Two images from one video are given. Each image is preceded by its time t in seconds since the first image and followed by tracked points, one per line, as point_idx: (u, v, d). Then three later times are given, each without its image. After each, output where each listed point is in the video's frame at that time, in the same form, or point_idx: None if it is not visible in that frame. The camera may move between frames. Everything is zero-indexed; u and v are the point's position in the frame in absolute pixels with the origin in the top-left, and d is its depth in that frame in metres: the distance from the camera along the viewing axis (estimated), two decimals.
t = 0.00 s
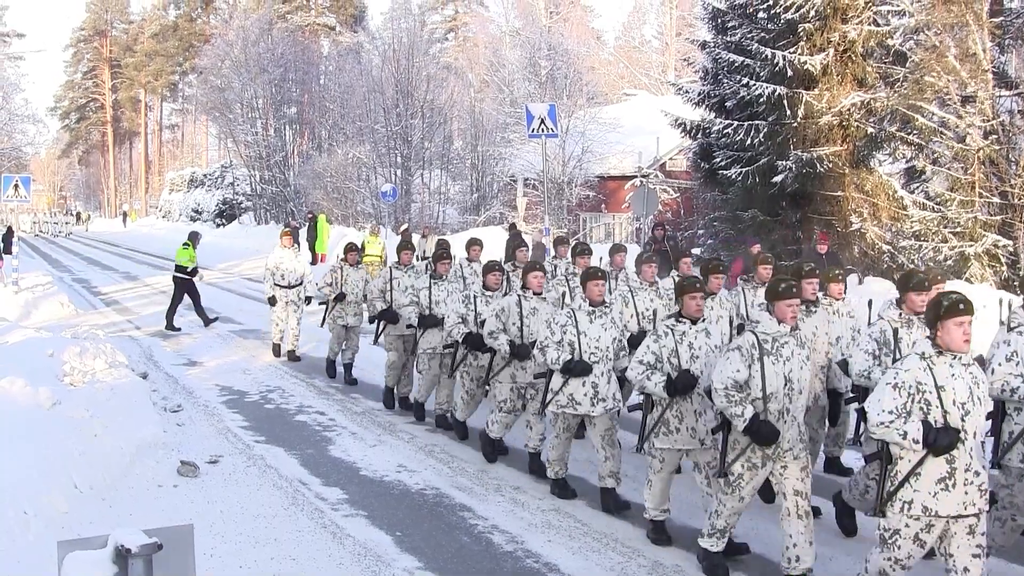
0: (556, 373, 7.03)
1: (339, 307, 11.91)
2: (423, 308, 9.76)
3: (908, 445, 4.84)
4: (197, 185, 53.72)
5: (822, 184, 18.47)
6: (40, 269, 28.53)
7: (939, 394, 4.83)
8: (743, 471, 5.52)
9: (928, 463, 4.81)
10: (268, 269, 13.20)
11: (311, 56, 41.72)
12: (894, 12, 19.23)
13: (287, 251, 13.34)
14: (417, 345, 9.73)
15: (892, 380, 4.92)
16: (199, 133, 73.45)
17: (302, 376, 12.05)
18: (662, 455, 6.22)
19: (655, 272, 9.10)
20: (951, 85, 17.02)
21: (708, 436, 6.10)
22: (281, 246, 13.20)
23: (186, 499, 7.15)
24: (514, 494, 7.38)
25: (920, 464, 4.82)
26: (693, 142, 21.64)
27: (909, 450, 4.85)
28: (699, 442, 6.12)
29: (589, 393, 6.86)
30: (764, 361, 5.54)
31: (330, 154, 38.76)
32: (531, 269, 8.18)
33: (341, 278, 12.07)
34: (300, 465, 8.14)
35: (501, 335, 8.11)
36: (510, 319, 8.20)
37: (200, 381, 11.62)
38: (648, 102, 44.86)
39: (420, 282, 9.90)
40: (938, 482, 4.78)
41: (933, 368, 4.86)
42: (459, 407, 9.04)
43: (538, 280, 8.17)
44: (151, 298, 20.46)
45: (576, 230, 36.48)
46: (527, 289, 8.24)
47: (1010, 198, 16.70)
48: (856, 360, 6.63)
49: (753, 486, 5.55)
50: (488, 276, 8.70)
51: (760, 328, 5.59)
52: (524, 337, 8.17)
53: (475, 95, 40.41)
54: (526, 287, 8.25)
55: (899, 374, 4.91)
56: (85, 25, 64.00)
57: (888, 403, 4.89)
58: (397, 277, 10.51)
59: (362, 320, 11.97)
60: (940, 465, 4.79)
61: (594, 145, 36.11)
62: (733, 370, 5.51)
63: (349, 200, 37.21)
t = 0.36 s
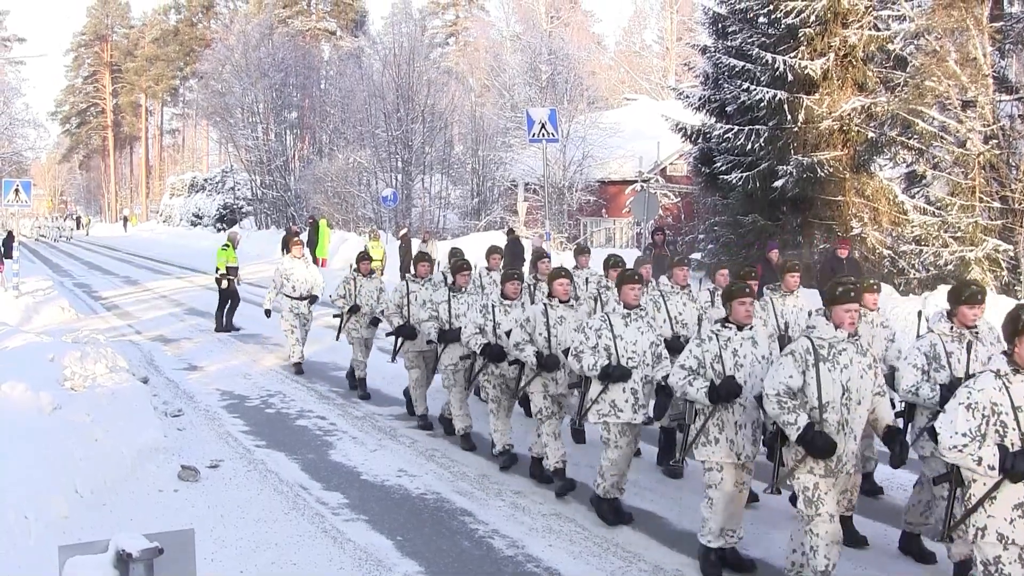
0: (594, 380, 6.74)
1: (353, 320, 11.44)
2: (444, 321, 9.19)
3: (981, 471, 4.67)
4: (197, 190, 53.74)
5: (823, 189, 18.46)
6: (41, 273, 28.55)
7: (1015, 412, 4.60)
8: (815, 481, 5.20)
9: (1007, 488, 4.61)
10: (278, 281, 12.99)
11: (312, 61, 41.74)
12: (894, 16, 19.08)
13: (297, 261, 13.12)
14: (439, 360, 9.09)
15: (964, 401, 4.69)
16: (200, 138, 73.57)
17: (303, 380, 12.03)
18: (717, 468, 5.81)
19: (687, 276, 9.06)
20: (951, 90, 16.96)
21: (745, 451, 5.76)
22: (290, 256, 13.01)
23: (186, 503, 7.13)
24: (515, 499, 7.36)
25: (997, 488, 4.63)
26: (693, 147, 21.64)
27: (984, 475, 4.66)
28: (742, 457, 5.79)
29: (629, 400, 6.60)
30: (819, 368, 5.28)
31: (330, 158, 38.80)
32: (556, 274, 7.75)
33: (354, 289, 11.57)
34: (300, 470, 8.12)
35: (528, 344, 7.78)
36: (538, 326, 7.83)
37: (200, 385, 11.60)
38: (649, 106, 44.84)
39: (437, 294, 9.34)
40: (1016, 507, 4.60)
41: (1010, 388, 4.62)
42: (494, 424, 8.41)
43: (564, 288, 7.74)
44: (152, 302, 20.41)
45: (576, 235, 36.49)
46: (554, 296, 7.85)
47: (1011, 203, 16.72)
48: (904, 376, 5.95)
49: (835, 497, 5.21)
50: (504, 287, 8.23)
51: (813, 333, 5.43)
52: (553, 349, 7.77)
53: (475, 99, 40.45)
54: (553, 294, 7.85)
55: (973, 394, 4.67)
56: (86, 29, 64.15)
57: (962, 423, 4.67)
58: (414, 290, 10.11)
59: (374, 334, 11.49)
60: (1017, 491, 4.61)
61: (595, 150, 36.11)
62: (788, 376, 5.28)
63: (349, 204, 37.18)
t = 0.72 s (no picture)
0: (626, 399, 6.24)
1: (371, 326, 10.91)
2: (463, 327, 9.03)
3: None
4: (197, 194, 53.78)
5: (823, 190, 18.50)
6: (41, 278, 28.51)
7: None
8: (862, 508, 4.92)
9: None
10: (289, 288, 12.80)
11: (312, 64, 41.75)
12: (892, 17, 19.15)
13: (309, 267, 12.88)
14: (456, 367, 8.90)
15: None
16: (200, 142, 73.61)
17: (303, 383, 12.01)
18: (763, 491, 5.36)
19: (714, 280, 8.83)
20: (950, 90, 16.93)
21: (795, 471, 5.32)
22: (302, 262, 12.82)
23: (187, 506, 7.12)
24: (516, 501, 7.36)
25: None
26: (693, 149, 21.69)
27: None
28: (787, 477, 5.32)
29: (665, 418, 6.09)
30: (879, 377, 4.96)
31: (330, 162, 38.85)
32: (584, 277, 7.24)
33: (371, 294, 10.97)
34: (301, 473, 8.12)
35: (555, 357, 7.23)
36: (564, 335, 7.34)
37: (201, 389, 11.60)
38: (649, 108, 44.87)
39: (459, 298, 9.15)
40: None
41: None
42: (502, 436, 8.19)
43: (593, 289, 7.23)
44: (152, 307, 20.38)
45: (577, 237, 36.45)
46: (582, 301, 7.35)
47: (1011, 203, 16.74)
48: (960, 385, 5.72)
49: (878, 524, 4.93)
50: (524, 290, 7.98)
51: (871, 340, 5.04)
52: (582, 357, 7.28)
53: (475, 102, 40.48)
54: (581, 299, 7.37)
55: None
56: (86, 34, 64.25)
57: None
58: (437, 297, 9.38)
59: (397, 338, 10.91)
60: None
61: (595, 152, 36.11)
62: (848, 389, 4.92)
63: (350, 208, 37.17)
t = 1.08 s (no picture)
0: (662, 415, 5.96)
1: (389, 327, 10.67)
2: (485, 331, 8.60)
3: None
4: (195, 195, 53.77)
5: (821, 192, 18.44)
6: (38, 279, 28.46)
7: None
8: (936, 537, 4.74)
9: None
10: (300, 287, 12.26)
11: (310, 65, 41.71)
12: (890, 19, 19.25)
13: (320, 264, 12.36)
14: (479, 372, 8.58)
15: None
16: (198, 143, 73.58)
17: (302, 385, 11.96)
18: (789, 514, 5.21)
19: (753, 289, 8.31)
20: (948, 92, 16.94)
21: (846, 493, 5.09)
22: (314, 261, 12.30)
23: (185, 508, 7.10)
24: (514, 503, 7.34)
25: None
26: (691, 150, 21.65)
27: None
28: (834, 502, 5.09)
29: (703, 439, 5.78)
30: (953, 397, 4.77)
31: (328, 163, 38.88)
32: (620, 285, 6.80)
33: (390, 294, 10.87)
34: (299, 475, 8.10)
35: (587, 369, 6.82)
36: (597, 345, 6.93)
37: (198, 390, 11.57)
38: (647, 110, 44.89)
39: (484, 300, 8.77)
40: None
41: None
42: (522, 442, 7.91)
43: (629, 298, 6.80)
44: (151, 308, 20.35)
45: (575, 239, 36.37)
46: (616, 309, 6.95)
47: (1009, 205, 16.80)
48: None
49: (954, 558, 4.72)
50: (557, 295, 7.60)
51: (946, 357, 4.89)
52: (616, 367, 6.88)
53: (473, 103, 40.51)
54: (615, 308, 6.96)
55: None
56: (84, 35, 64.32)
57: None
58: (456, 297, 9.28)
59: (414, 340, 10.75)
60: None
61: (593, 154, 36.12)
62: (916, 409, 4.79)
63: (348, 209, 37.14)
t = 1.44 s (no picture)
0: (704, 420, 5.67)
1: (404, 336, 9.93)
2: (502, 339, 8.19)
3: None
4: (193, 195, 53.74)
5: (818, 191, 18.48)
6: (36, 280, 28.47)
7: None
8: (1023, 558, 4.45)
9: None
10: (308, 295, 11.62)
11: (306, 65, 41.68)
12: (887, 18, 19.28)
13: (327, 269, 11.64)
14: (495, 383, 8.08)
15: None
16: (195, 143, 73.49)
17: (300, 385, 11.96)
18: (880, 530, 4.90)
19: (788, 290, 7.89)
20: (945, 91, 16.96)
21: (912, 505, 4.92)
22: (321, 267, 11.62)
23: (182, 508, 7.09)
24: (512, 502, 7.34)
25: None
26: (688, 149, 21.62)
27: None
28: (905, 512, 4.92)
29: (748, 445, 5.51)
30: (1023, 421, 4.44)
31: (325, 164, 38.88)
32: (643, 289, 6.26)
33: (405, 302, 10.04)
34: (297, 474, 8.11)
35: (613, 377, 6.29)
36: (621, 354, 6.35)
37: (196, 390, 11.57)
38: (644, 109, 44.88)
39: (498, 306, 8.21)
40: None
41: None
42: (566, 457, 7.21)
43: (653, 305, 6.24)
44: (149, 308, 20.34)
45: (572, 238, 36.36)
46: (640, 317, 6.34)
47: (1006, 204, 16.86)
48: None
49: None
50: (579, 301, 7.11)
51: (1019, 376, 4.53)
52: (640, 376, 6.30)
53: (470, 103, 40.54)
54: (639, 316, 6.37)
55: None
56: (80, 35, 64.30)
57: None
58: (470, 304, 8.77)
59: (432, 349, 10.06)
60: None
61: (590, 153, 36.13)
62: (983, 432, 4.47)
63: (345, 209, 37.11)
